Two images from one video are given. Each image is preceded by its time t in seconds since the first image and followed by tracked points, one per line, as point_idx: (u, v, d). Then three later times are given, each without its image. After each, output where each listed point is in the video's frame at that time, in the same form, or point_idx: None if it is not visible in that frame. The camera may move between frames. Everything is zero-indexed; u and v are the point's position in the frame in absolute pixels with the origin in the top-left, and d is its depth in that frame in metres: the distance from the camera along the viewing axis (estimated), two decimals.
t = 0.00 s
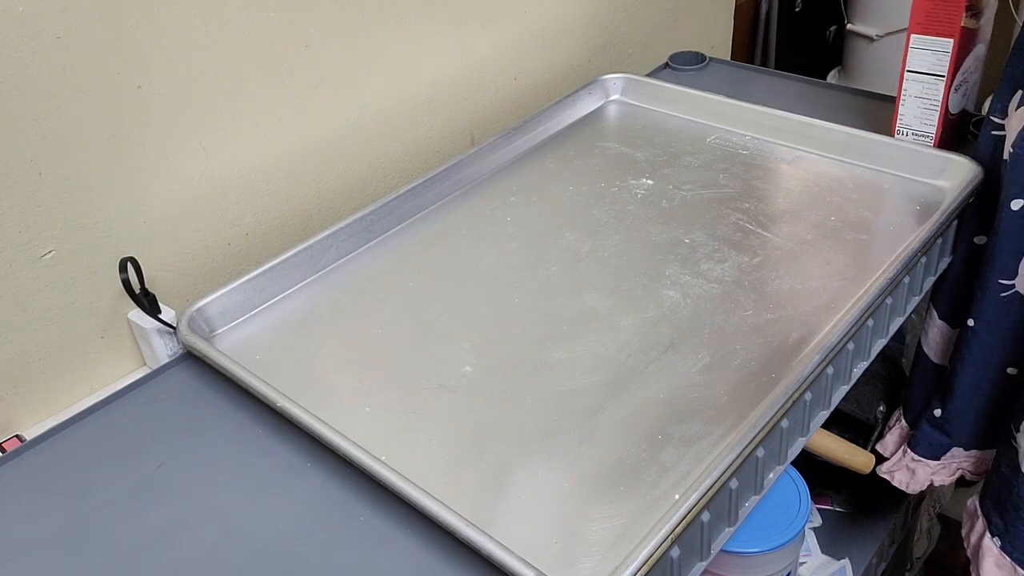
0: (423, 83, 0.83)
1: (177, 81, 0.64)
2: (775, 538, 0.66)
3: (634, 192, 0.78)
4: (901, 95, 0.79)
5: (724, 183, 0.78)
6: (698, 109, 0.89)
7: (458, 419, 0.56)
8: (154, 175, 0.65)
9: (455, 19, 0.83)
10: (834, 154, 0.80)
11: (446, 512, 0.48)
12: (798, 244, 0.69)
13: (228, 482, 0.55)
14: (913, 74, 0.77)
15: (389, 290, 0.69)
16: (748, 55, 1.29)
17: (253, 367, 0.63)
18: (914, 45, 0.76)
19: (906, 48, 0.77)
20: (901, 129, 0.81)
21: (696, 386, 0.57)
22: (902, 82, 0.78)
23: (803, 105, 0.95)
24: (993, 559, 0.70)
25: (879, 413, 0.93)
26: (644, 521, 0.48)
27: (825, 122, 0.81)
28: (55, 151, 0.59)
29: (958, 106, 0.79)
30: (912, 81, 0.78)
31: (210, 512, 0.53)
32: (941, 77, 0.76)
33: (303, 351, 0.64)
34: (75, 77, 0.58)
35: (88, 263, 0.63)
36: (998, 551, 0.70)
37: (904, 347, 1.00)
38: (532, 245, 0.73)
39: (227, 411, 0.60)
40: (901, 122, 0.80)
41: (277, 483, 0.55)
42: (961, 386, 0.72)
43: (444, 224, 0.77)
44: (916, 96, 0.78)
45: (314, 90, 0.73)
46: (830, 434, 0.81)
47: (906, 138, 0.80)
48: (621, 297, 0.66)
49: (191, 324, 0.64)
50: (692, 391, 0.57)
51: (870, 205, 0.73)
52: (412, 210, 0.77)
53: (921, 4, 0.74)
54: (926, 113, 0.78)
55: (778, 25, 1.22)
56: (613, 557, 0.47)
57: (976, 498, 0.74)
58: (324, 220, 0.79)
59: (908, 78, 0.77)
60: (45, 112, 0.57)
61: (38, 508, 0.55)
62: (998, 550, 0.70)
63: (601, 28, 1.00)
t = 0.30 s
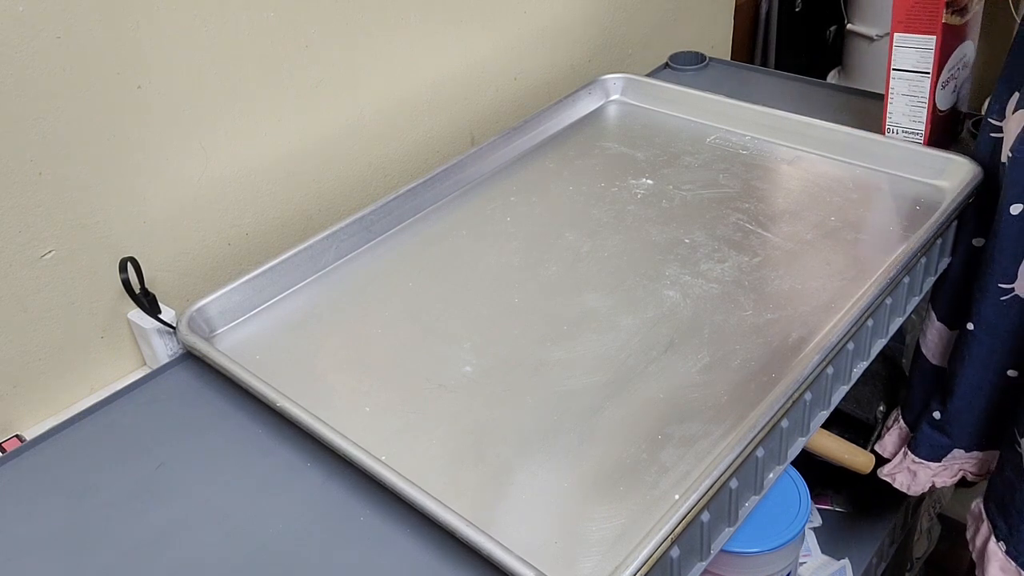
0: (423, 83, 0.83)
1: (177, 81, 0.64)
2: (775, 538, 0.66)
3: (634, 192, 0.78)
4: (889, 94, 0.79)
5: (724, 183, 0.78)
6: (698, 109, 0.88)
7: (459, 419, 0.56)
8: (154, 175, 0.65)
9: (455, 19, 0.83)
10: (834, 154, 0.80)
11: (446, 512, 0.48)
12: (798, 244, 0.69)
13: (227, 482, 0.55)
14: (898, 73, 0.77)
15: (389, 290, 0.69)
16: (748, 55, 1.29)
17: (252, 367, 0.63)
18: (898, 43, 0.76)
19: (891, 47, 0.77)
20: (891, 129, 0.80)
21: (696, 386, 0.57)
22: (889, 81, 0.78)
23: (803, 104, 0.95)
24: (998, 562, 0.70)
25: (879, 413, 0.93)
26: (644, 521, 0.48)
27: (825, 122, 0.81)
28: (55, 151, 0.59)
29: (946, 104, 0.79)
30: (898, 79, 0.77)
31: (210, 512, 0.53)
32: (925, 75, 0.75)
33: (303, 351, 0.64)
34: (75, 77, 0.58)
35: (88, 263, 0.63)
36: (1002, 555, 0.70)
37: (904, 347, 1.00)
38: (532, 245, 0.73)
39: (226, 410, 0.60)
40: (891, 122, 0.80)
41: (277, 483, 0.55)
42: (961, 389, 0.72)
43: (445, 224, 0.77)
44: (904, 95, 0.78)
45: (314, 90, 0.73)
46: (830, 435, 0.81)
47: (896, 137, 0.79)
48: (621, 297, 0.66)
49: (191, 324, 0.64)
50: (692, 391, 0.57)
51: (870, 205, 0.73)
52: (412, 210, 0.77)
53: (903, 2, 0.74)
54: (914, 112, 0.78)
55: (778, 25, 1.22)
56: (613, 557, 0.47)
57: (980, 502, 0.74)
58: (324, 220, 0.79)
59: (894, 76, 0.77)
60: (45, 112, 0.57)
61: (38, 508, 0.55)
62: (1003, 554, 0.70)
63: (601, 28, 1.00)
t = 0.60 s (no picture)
0: (423, 83, 0.83)
1: (177, 81, 0.64)
2: (775, 538, 0.66)
3: (634, 192, 0.78)
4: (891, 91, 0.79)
5: (724, 183, 0.78)
6: (698, 109, 0.88)
7: (459, 418, 0.56)
8: (154, 175, 0.65)
9: (455, 20, 0.83)
10: (834, 154, 0.80)
11: (446, 512, 0.48)
12: (797, 244, 0.69)
13: (227, 482, 0.55)
14: (902, 70, 0.77)
15: (389, 290, 0.69)
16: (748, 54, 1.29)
17: (252, 367, 0.63)
18: (902, 40, 0.76)
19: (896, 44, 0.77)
20: (890, 126, 0.81)
21: (696, 386, 0.57)
22: (891, 78, 0.78)
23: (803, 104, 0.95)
24: (990, 559, 0.70)
25: (879, 413, 0.93)
26: (644, 521, 0.48)
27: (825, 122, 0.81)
28: (55, 151, 0.59)
29: (947, 106, 0.79)
30: (901, 77, 0.78)
31: (210, 512, 0.53)
32: (927, 74, 0.76)
33: (303, 351, 0.64)
34: (75, 77, 0.58)
35: (88, 263, 0.63)
36: (994, 553, 0.70)
37: (904, 347, 1.00)
38: (532, 245, 0.73)
39: (226, 411, 0.60)
40: (890, 119, 0.80)
41: (277, 483, 0.55)
42: (955, 390, 0.72)
43: (445, 224, 0.77)
44: (905, 93, 0.78)
45: (314, 90, 0.74)
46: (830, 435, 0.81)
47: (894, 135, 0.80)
48: (621, 297, 0.66)
49: (191, 324, 0.64)
50: (692, 391, 0.57)
51: (870, 205, 0.73)
52: (413, 210, 0.77)
53: None
54: (913, 111, 0.78)
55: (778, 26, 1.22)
56: (613, 557, 0.47)
57: (974, 499, 0.74)
58: (324, 220, 0.79)
59: (896, 74, 0.77)
60: (45, 112, 0.57)
61: (38, 507, 0.55)
62: (995, 551, 0.70)
63: (601, 28, 1.00)
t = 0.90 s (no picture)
0: (422, 84, 0.83)
1: (177, 81, 0.64)
2: (775, 538, 0.66)
3: (634, 192, 0.78)
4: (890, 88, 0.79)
5: (723, 183, 0.78)
6: (698, 109, 0.88)
7: (459, 418, 0.56)
8: (154, 175, 0.65)
9: (455, 20, 0.83)
10: (834, 154, 0.80)
11: (446, 512, 0.48)
12: (797, 244, 0.69)
13: (227, 482, 0.55)
14: (902, 68, 0.77)
15: (389, 289, 0.69)
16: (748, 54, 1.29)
17: (252, 367, 0.63)
18: (902, 38, 0.76)
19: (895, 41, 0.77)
20: (890, 123, 0.81)
21: (696, 386, 0.57)
22: (891, 76, 0.78)
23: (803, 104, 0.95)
24: (990, 559, 0.70)
25: (879, 412, 0.93)
26: (644, 521, 0.48)
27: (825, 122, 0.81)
28: (55, 151, 0.59)
29: (948, 103, 0.79)
30: (902, 75, 0.77)
31: (210, 512, 0.53)
32: (926, 72, 0.76)
33: (303, 351, 0.64)
34: (76, 78, 0.58)
35: (88, 263, 0.63)
36: (995, 551, 0.70)
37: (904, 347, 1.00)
38: (532, 245, 0.73)
39: (226, 411, 0.60)
40: (890, 116, 0.80)
41: (277, 483, 0.55)
42: (950, 388, 0.72)
43: (445, 224, 0.77)
44: (905, 90, 0.78)
45: (314, 90, 0.73)
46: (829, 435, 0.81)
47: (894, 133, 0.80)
48: (621, 297, 0.66)
49: (191, 323, 0.64)
50: (692, 391, 0.57)
51: (870, 205, 0.73)
52: (413, 211, 0.77)
53: None
54: (913, 108, 0.78)
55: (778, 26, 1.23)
56: (613, 557, 0.47)
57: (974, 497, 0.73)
58: (324, 220, 0.79)
59: (895, 72, 0.77)
60: (45, 112, 0.57)
61: (38, 507, 0.55)
62: (995, 550, 0.70)
63: (601, 28, 1.00)
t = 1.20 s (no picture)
0: (422, 84, 0.83)
1: (177, 80, 0.64)
2: (775, 538, 0.65)
3: (634, 192, 0.78)
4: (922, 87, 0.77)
5: (723, 183, 0.78)
6: (698, 109, 0.88)
7: (459, 418, 0.56)
8: (154, 175, 0.65)
9: (455, 20, 0.83)
10: (834, 154, 0.80)
11: (446, 512, 0.48)
12: (797, 244, 0.69)
13: (227, 482, 0.55)
14: (936, 65, 0.76)
15: (389, 289, 0.69)
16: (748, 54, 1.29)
17: (252, 367, 0.63)
18: (936, 35, 0.74)
19: (926, 40, 0.75)
20: (923, 123, 0.79)
21: (697, 386, 0.57)
22: (924, 74, 0.76)
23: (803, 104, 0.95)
24: (997, 557, 0.70)
25: (879, 413, 0.93)
26: (644, 521, 0.48)
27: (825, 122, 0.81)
28: (55, 151, 0.59)
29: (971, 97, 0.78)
30: (936, 71, 0.76)
31: (209, 512, 0.53)
32: (965, 64, 0.75)
33: (303, 351, 0.64)
34: (76, 78, 0.58)
35: (88, 263, 0.63)
36: (1001, 551, 0.69)
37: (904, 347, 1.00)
38: (532, 245, 0.73)
39: (226, 411, 0.60)
40: (923, 116, 0.78)
41: (277, 483, 0.55)
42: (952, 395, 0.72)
43: (445, 224, 0.77)
44: (940, 87, 0.77)
45: (314, 90, 0.73)
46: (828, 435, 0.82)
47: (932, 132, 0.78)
48: (621, 297, 0.66)
49: (191, 323, 0.64)
50: (692, 391, 0.57)
51: (870, 205, 0.73)
52: (413, 211, 0.77)
53: None
54: (949, 105, 0.77)
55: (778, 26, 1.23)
56: (613, 557, 0.47)
57: (981, 496, 0.73)
58: (324, 220, 0.79)
59: (931, 69, 0.76)
60: (45, 112, 0.57)
61: (38, 507, 0.55)
62: (1002, 549, 0.69)
63: (602, 28, 1.00)
